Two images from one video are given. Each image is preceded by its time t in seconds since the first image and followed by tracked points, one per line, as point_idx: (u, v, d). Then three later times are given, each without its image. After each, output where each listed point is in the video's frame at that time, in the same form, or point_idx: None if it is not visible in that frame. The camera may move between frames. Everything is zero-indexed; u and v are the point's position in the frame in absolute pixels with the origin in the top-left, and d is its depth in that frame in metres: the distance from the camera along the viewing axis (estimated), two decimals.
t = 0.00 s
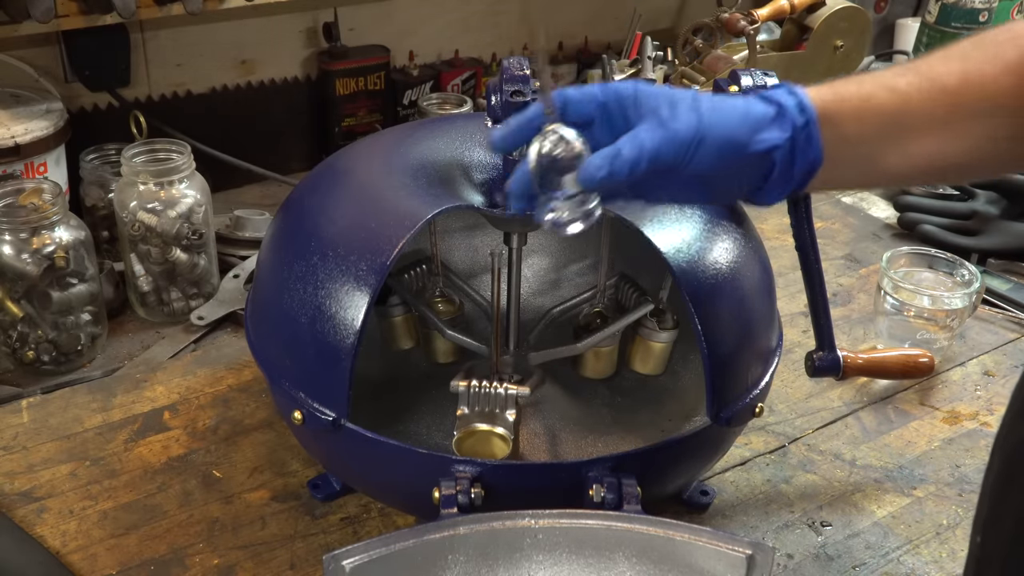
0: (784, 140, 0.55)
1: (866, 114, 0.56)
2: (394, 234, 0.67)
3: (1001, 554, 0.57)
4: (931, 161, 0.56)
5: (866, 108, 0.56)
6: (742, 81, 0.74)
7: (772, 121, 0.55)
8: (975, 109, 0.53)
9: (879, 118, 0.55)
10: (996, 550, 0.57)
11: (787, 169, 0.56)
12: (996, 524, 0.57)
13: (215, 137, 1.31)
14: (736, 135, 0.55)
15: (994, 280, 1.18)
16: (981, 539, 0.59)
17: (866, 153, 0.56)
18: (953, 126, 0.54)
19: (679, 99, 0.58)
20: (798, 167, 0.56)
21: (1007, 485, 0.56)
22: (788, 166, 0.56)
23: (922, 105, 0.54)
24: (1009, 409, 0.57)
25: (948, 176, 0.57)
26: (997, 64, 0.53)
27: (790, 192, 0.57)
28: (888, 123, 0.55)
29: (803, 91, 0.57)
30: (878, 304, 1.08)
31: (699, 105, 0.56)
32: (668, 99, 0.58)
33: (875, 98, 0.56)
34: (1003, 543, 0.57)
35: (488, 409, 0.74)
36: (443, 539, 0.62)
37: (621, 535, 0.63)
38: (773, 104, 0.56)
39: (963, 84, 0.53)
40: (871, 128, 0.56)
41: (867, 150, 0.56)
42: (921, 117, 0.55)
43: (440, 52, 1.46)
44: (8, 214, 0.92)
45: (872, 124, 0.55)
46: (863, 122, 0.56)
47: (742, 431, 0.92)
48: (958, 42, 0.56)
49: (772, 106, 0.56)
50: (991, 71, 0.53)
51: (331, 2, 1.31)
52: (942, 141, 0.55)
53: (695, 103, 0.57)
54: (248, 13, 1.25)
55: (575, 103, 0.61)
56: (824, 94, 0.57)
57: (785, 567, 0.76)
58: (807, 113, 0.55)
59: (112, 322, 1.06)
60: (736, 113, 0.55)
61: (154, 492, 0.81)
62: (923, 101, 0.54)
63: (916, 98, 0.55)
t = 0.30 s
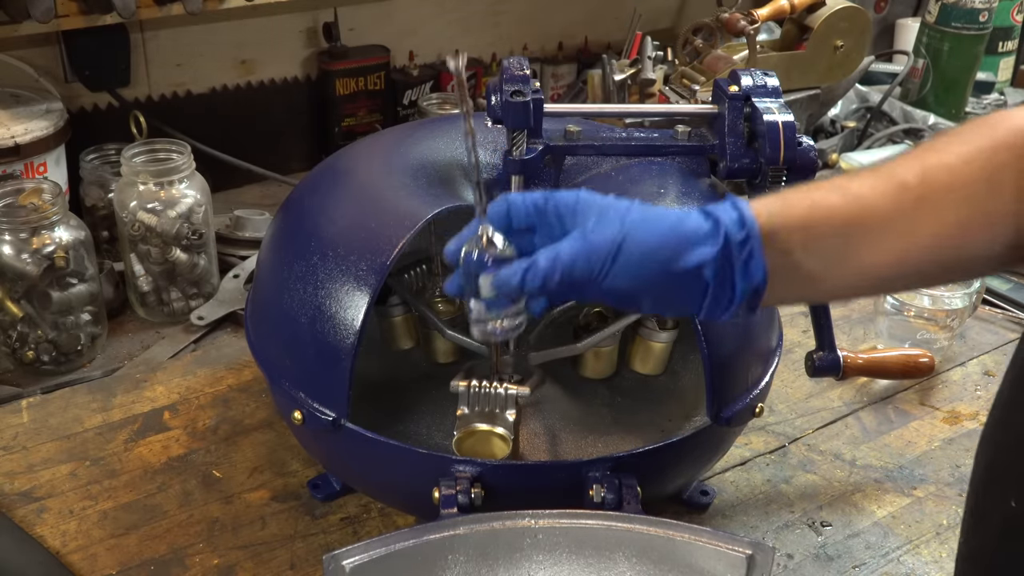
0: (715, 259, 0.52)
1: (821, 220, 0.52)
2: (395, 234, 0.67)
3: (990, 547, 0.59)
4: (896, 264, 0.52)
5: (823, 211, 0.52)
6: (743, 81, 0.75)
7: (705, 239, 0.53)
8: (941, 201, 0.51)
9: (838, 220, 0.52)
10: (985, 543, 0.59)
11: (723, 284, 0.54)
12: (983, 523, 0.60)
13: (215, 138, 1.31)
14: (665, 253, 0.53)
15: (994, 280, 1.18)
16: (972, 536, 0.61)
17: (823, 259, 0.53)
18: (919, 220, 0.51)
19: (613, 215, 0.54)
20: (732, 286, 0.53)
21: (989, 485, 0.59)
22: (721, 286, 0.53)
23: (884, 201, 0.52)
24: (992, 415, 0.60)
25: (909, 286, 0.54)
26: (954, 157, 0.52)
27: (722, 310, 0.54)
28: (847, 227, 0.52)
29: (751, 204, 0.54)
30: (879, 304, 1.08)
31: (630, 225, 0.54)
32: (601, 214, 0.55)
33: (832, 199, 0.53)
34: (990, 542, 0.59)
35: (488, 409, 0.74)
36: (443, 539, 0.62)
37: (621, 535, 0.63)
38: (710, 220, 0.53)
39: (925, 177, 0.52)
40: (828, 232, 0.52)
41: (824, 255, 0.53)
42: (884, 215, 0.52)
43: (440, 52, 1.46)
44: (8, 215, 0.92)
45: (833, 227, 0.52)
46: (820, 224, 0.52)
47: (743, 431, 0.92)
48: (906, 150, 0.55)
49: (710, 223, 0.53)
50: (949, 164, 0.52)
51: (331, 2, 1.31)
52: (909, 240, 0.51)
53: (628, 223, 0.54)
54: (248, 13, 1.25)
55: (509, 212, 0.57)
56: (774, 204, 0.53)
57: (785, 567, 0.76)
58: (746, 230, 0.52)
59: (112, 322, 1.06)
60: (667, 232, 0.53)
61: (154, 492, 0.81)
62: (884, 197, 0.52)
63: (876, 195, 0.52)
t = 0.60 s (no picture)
0: (660, 340, 0.60)
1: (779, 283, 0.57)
2: (395, 234, 0.67)
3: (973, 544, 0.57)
4: (865, 312, 0.55)
5: (783, 272, 0.57)
6: (742, 81, 0.75)
7: (655, 320, 0.61)
8: (906, 245, 0.54)
9: (799, 280, 0.56)
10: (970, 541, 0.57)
11: (682, 355, 0.61)
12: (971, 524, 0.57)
13: (215, 138, 1.31)
14: (620, 333, 0.62)
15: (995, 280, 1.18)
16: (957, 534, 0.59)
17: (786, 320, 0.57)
18: (885, 267, 0.54)
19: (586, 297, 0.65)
20: (689, 359, 0.60)
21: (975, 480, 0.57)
22: (678, 358, 0.61)
23: (847, 254, 0.55)
24: (983, 407, 0.57)
25: (886, 329, 0.56)
26: (920, 198, 0.54)
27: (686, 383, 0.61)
28: (809, 285, 0.56)
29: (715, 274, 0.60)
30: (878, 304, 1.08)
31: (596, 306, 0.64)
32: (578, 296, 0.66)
33: (793, 259, 0.57)
34: (977, 544, 0.56)
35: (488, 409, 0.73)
36: (444, 539, 0.62)
37: (621, 535, 0.63)
38: (660, 301, 0.61)
39: (889, 223, 0.54)
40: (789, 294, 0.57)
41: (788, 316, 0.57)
42: (847, 269, 0.55)
43: (440, 52, 1.46)
44: (8, 214, 0.92)
45: (796, 284, 0.56)
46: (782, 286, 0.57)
47: (742, 431, 0.92)
48: (875, 195, 0.57)
49: (661, 303, 0.61)
50: (913, 207, 0.54)
51: (331, 2, 1.31)
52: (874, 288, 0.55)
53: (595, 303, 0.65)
54: (248, 13, 1.25)
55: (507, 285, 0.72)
56: (729, 270, 0.59)
57: (785, 567, 0.76)
58: (692, 312, 0.59)
59: (112, 322, 1.06)
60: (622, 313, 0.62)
61: (154, 492, 0.81)
62: (844, 252, 0.55)
63: (838, 251, 0.55)
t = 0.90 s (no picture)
0: (661, 386, 0.64)
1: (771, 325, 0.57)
2: (395, 235, 0.67)
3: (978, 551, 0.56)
4: (864, 342, 0.55)
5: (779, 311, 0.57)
6: (743, 80, 0.75)
7: (654, 366, 0.64)
8: (899, 273, 0.53)
9: (794, 318, 0.56)
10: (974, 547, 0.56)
11: (682, 397, 0.64)
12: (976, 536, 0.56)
13: (215, 138, 1.31)
14: (623, 379, 0.66)
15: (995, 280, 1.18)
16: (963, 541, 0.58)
17: (786, 355, 0.58)
18: (879, 296, 0.54)
19: (586, 345, 0.69)
20: (687, 398, 0.64)
21: (982, 491, 0.55)
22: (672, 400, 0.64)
23: (842, 286, 0.55)
24: (989, 415, 0.56)
25: (888, 355, 0.56)
26: (916, 225, 0.53)
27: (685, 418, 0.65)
28: (804, 322, 0.56)
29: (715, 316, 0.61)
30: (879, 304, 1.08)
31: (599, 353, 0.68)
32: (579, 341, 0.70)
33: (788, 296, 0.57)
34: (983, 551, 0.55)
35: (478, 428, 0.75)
36: (443, 539, 0.62)
37: (622, 535, 0.63)
38: (656, 347, 0.64)
39: (883, 253, 0.54)
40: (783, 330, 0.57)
41: (789, 352, 0.58)
42: (841, 303, 0.55)
43: (440, 52, 1.46)
44: (8, 214, 0.92)
45: (792, 322, 0.57)
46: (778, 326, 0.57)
47: (743, 431, 0.92)
48: (873, 219, 0.57)
49: (657, 349, 0.64)
50: (907, 235, 0.53)
51: (331, 2, 1.31)
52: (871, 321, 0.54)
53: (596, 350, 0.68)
54: (248, 13, 1.25)
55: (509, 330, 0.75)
56: (723, 311, 0.61)
57: (785, 567, 0.76)
58: (688, 357, 0.62)
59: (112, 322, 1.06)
60: (623, 361, 0.65)
61: (154, 492, 0.81)
62: (838, 286, 0.55)
63: (832, 285, 0.55)
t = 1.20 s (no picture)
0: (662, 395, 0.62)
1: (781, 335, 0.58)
2: (394, 235, 0.67)
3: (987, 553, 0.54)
4: (870, 350, 0.57)
5: (789, 320, 0.58)
6: (742, 80, 0.75)
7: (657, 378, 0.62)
8: (903, 280, 0.55)
9: (804, 326, 0.58)
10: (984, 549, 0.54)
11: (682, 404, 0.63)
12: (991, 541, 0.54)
13: (214, 138, 1.31)
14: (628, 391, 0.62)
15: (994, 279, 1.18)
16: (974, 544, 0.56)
17: (794, 362, 0.59)
18: (884, 303, 0.56)
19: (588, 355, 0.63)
20: (689, 407, 0.63)
21: (996, 494, 0.54)
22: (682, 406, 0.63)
23: (845, 295, 0.57)
24: (1002, 418, 0.55)
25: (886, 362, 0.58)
26: (921, 236, 0.56)
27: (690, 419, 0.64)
28: (814, 329, 0.57)
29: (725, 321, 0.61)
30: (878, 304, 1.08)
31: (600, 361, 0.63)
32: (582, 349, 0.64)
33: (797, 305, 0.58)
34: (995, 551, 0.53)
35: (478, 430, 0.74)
36: (444, 540, 0.62)
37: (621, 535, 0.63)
38: (661, 357, 0.62)
39: (887, 262, 0.56)
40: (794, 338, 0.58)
41: (798, 358, 0.58)
42: (850, 310, 0.56)
43: (440, 52, 1.46)
44: (8, 214, 0.93)
45: (802, 329, 0.58)
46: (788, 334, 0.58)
47: (743, 432, 0.92)
48: (874, 233, 0.59)
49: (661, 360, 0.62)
50: (911, 245, 0.56)
51: (331, 2, 1.31)
52: (879, 327, 0.56)
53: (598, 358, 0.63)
54: (248, 13, 1.25)
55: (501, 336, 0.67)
56: (725, 321, 0.61)
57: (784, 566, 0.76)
58: (692, 368, 0.61)
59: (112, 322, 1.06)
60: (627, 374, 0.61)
61: (154, 492, 0.81)
62: (846, 293, 0.57)
63: (841, 292, 0.57)
